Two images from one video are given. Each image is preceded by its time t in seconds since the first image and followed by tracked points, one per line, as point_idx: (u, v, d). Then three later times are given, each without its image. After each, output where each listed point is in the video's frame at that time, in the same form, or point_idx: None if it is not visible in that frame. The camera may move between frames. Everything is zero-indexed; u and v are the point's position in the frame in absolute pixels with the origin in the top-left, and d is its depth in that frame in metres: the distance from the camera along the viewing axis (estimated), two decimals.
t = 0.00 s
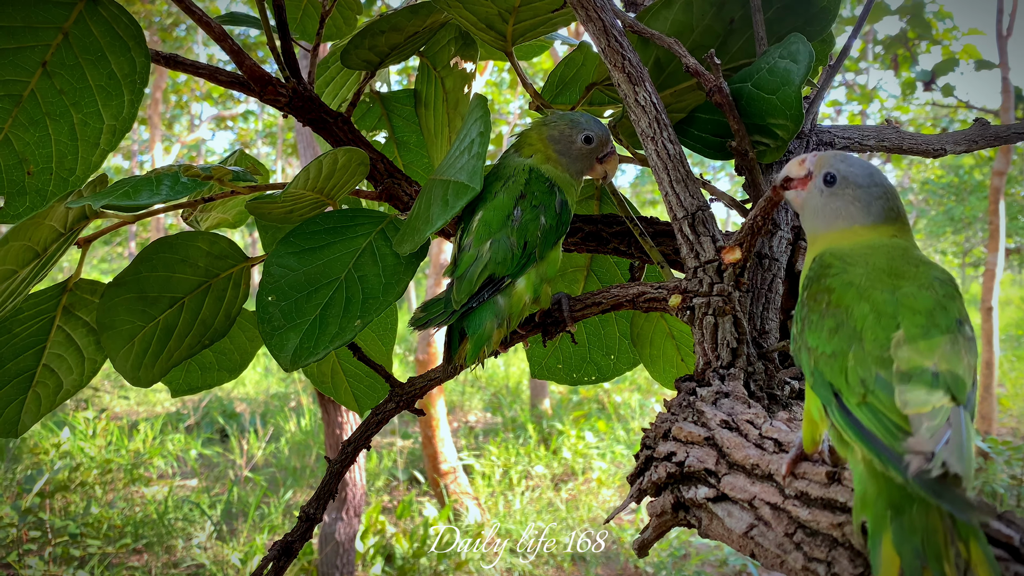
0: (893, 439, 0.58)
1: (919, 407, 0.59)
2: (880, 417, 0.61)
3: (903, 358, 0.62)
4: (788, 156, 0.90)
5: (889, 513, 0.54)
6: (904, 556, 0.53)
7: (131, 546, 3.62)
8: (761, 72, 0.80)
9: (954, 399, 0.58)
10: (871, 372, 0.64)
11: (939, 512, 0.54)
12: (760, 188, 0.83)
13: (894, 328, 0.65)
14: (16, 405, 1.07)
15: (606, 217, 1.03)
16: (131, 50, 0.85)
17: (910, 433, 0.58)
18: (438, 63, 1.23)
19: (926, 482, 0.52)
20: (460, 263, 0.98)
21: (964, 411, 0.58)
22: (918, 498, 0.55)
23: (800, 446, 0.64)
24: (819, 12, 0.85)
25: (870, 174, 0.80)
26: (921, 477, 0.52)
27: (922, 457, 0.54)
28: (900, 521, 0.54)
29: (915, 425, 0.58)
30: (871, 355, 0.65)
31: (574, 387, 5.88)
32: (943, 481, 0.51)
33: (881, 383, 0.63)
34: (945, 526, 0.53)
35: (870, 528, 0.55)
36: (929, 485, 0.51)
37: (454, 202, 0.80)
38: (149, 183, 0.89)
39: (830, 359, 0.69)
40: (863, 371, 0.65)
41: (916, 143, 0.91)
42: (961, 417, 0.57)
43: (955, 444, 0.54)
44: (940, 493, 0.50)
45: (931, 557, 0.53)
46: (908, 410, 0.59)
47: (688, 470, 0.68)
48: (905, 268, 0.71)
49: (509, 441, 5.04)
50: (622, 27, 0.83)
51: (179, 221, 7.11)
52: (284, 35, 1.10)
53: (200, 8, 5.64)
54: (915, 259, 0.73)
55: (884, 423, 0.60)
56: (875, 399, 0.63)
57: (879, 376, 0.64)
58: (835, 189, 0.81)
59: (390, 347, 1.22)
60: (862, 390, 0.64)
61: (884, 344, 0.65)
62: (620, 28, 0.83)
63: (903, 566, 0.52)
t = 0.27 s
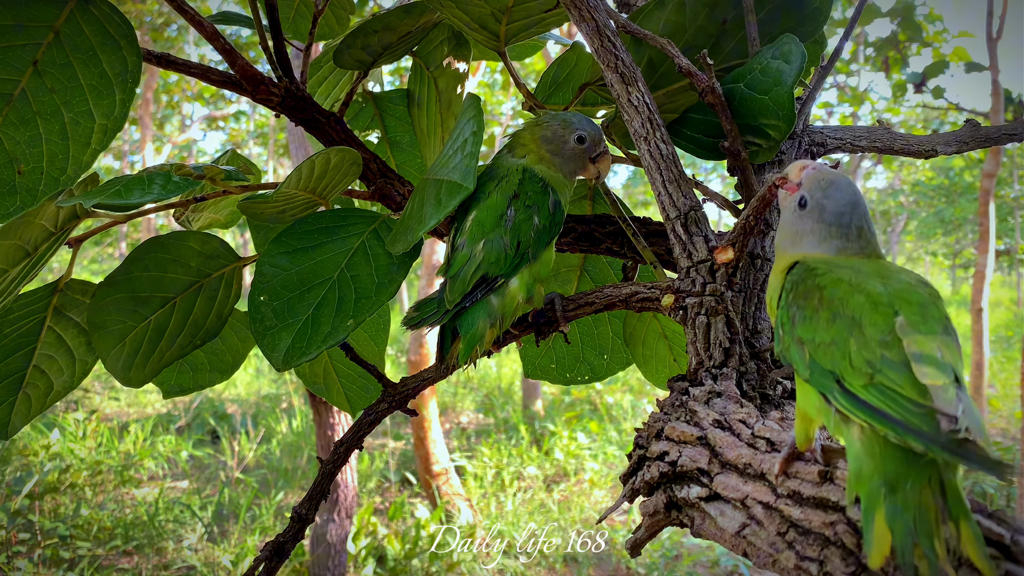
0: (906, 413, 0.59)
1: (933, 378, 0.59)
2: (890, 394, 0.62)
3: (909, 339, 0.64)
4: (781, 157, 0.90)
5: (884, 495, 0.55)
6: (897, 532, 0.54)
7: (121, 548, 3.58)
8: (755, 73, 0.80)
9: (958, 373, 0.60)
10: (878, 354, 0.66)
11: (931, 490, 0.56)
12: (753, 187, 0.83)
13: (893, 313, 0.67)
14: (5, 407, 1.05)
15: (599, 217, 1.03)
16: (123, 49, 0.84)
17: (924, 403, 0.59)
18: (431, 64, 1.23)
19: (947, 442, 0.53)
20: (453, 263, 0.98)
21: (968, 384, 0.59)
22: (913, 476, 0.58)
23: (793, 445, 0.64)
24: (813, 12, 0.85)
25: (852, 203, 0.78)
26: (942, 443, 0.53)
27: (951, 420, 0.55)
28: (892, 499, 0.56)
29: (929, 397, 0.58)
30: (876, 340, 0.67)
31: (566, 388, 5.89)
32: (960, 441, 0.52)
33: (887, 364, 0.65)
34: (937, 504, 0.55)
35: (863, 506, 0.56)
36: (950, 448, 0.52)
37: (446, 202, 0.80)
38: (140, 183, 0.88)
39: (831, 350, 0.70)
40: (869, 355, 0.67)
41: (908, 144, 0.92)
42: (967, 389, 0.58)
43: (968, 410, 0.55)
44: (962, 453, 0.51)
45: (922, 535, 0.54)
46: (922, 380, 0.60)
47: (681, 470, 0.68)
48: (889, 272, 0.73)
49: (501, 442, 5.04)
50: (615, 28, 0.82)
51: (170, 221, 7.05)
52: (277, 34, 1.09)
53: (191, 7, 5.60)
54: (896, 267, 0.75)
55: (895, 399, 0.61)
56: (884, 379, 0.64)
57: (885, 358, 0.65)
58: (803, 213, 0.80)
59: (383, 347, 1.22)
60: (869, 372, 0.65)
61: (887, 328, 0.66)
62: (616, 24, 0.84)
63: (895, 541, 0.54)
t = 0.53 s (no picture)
0: (890, 425, 0.58)
1: (914, 390, 0.58)
2: (873, 406, 0.61)
3: (892, 348, 0.63)
4: (768, 161, 0.90)
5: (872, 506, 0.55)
6: (883, 541, 0.54)
7: (109, 551, 3.55)
8: (743, 76, 0.80)
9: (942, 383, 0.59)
10: (861, 365, 0.65)
11: (917, 499, 0.56)
12: (741, 191, 0.84)
13: (878, 323, 0.66)
14: None
15: (588, 220, 1.03)
16: (110, 49, 0.84)
17: (905, 416, 0.58)
18: (420, 66, 1.22)
19: (927, 457, 0.52)
20: (441, 266, 0.98)
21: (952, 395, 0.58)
22: (898, 485, 0.57)
23: (780, 449, 0.65)
24: (800, 16, 0.86)
25: (839, 205, 0.80)
26: (920, 456, 0.52)
27: (923, 434, 0.54)
28: (879, 508, 0.55)
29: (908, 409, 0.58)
30: (860, 350, 0.66)
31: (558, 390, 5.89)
32: (941, 455, 0.52)
33: (871, 374, 0.64)
34: (924, 513, 0.55)
35: (851, 514, 0.55)
36: (929, 460, 0.51)
37: (435, 205, 0.80)
38: (126, 184, 0.86)
39: (816, 360, 0.69)
40: (853, 365, 0.66)
41: (895, 147, 0.92)
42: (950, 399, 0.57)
43: (949, 422, 0.54)
44: (942, 465, 0.50)
45: (909, 543, 0.54)
46: (901, 394, 0.59)
47: (669, 473, 0.68)
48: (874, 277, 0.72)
49: (492, 443, 5.03)
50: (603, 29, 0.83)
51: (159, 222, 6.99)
52: (266, 35, 1.08)
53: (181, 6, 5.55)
54: (885, 270, 0.74)
55: (879, 410, 0.60)
56: (867, 391, 0.63)
57: (868, 368, 0.64)
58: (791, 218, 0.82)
59: (371, 350, 1.21)
60: (852, 383, 0.64)
61: (872, 338, 0.66)
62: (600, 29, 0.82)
63: (882, 550, 0.54)
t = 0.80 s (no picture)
0: (890, 427, 0.58)
1: (914, 393, 0.59)
2: (871, 407, 0.61)
3: (887, 351, 0.64)
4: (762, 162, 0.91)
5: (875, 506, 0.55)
6: (887, 544, 0.54)
7: (98, 553, 3.52)
8: (737, 77, 0.80)
9: (938, 384, 0.60)
10: (857, 366, 0.66)
11: (920, 500, 0.56)
12: (734, 192, 0.83)
13: (872, 324, 0.67)
14: None
15: (582, 221, 1.03)
16: (99, 49, 0.82)
17: (904, 418, 0.58)
18: (413, 66, 1.22)
19: (928, 458, 0.52)
20: (435, 268, 0.97)
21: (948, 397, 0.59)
22: (901, 486, 0.57)
23: (775, 451, 0.65)
24: (793, 18, 0.86)
25: (811, 197, 0.79)
26: (923, 458, 0.53)
27: (926, 435, 0.55)
28: (882, 510, 0.56)
29: (907, 411, 0.58)
30: (854, 351, 0.66)
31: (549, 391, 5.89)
32: (944, 456, 0.52)
33: (867, 376, 0.64)
34: (927, 514, 0.55)
35: (854, 516, 0.56)
36: (931, 461, 0.52)
37: (429, 206, 0.79)
38: (117, 185, 0.85)
39: (810, 363, 0.69)
40: (848, 367, 0.66)
41: (888, 148, 0.92)
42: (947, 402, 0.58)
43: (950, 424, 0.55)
44: (944, 465, 0.51)
45: (913, 544, 0.54)
46: (901, 396, 0.60)
47: (664, 475, 0.68)
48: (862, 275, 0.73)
49: (484, 444, 5.02)
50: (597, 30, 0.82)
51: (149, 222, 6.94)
52: (257, 34, 1.07)
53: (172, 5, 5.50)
54: (872, 266, 0.74)
55: (876, 412, 0.61)
56: (864, 392, 0.63)
57: (865, 370, 0.65)
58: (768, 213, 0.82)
59: (363, 352, 1.20)
60: (849, 385, 0.65)
61: (866, 340, 0.66)
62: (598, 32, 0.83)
63: (887, 554, 0.54)
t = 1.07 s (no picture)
0: (880, 409, 0.59)
1: (902, 375, 0.60)
2: (862, 393, 0.62)
3: (877, 339, 0.65)
4: (754, 164, 0.91)
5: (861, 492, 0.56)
6: (875, 529, 0.55)
7: (87, 555, 3.48)
8: (729, 78, 0.80)
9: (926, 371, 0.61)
10: (848, 356, 0.66)
11: (906, 485, 0.58)
12: (726, 193, 0.84)
13: (862, 319, 0.68)
14: None
15: (574, 222, 1.03)
16: (88, 49, 0.81)
17: (893, 397, 0.59)
18: (404, 67, 1.21)
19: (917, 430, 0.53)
20: (427, 269, 0.97)
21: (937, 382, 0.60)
22: (888, 472, 0.59)
23: (768, 450, 0.65)
24: (785, 20, 0.86)
25: (789, 232, 0.79)
26: (913, 430, 0.54)
27: (916, 411, 0.56)
28: (869, 497, 0.57)
29: (897, 392, 0.59)
30: (845, 343, 0.67)
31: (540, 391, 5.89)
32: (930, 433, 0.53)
33: (858, 364, 0.65)
34: (913, 498, 0.57)
35: (842, 503, 0.56)
36: (920, 435, 0.52)
37: (421, 206, 0.79)
38: (106, 185, 0.84)
39: (802, 359, 0.70)
40: (840, 358, 0.67)
41: (879, 149, 0.93)
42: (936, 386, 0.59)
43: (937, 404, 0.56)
44: (932, 436, 0.51)
45: (901, 529, 0.55)
46: (891, 378, 0.61)
47: (656, 477, 0.68)
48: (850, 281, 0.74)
49: (475, 445, 5.01)
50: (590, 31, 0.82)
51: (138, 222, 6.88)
52: (248, 35, 1.06)
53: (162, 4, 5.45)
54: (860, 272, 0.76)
55: (867, 397, 0.61)
56: (856, 380, 0.64)
57: (856, 359, 0.66)
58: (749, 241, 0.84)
59: (354, 353, 1.19)
60: (842, 373, 0.66)
61: (856, 332, 0.67)
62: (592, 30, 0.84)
63: (873, 537, 0.54)
